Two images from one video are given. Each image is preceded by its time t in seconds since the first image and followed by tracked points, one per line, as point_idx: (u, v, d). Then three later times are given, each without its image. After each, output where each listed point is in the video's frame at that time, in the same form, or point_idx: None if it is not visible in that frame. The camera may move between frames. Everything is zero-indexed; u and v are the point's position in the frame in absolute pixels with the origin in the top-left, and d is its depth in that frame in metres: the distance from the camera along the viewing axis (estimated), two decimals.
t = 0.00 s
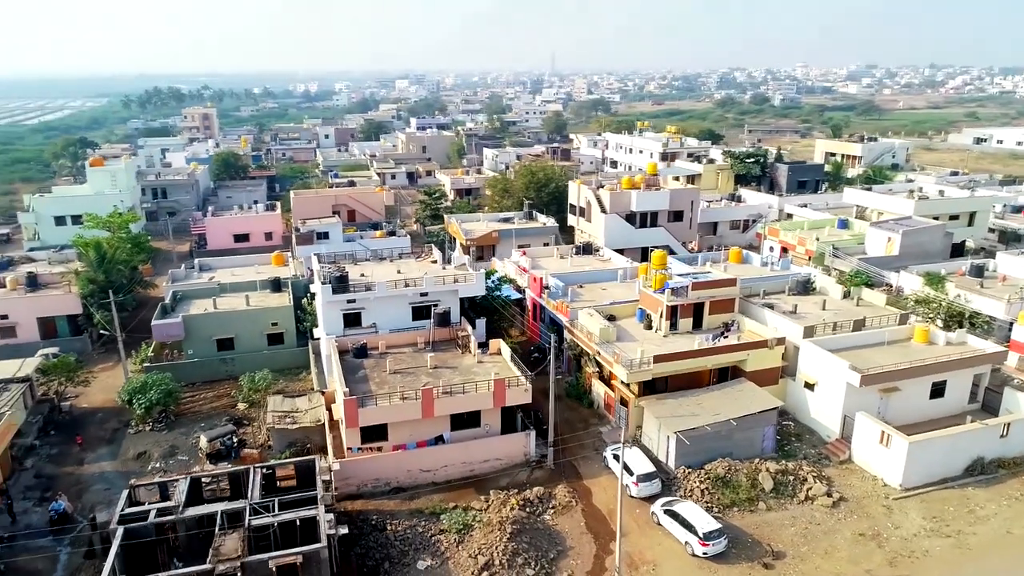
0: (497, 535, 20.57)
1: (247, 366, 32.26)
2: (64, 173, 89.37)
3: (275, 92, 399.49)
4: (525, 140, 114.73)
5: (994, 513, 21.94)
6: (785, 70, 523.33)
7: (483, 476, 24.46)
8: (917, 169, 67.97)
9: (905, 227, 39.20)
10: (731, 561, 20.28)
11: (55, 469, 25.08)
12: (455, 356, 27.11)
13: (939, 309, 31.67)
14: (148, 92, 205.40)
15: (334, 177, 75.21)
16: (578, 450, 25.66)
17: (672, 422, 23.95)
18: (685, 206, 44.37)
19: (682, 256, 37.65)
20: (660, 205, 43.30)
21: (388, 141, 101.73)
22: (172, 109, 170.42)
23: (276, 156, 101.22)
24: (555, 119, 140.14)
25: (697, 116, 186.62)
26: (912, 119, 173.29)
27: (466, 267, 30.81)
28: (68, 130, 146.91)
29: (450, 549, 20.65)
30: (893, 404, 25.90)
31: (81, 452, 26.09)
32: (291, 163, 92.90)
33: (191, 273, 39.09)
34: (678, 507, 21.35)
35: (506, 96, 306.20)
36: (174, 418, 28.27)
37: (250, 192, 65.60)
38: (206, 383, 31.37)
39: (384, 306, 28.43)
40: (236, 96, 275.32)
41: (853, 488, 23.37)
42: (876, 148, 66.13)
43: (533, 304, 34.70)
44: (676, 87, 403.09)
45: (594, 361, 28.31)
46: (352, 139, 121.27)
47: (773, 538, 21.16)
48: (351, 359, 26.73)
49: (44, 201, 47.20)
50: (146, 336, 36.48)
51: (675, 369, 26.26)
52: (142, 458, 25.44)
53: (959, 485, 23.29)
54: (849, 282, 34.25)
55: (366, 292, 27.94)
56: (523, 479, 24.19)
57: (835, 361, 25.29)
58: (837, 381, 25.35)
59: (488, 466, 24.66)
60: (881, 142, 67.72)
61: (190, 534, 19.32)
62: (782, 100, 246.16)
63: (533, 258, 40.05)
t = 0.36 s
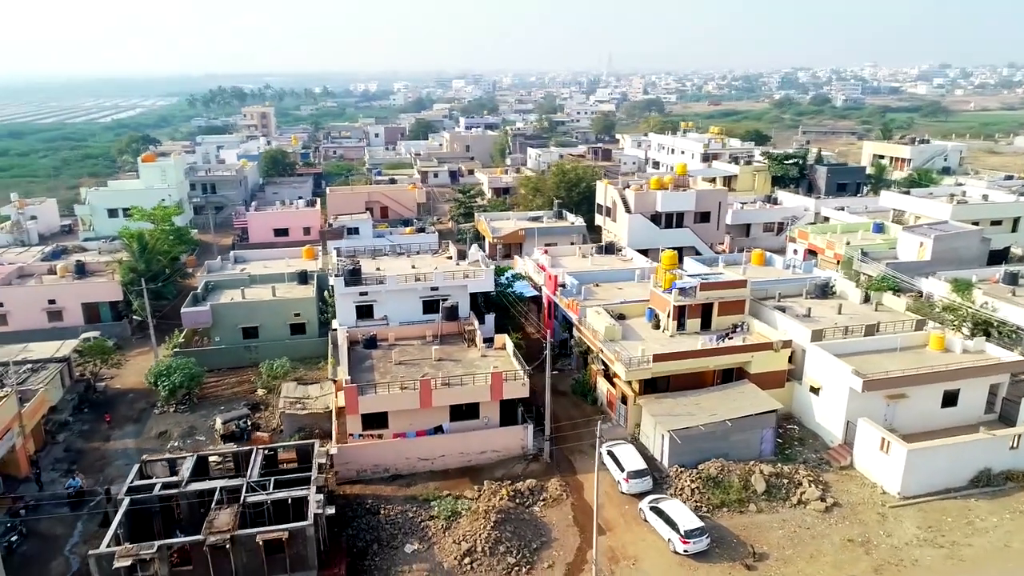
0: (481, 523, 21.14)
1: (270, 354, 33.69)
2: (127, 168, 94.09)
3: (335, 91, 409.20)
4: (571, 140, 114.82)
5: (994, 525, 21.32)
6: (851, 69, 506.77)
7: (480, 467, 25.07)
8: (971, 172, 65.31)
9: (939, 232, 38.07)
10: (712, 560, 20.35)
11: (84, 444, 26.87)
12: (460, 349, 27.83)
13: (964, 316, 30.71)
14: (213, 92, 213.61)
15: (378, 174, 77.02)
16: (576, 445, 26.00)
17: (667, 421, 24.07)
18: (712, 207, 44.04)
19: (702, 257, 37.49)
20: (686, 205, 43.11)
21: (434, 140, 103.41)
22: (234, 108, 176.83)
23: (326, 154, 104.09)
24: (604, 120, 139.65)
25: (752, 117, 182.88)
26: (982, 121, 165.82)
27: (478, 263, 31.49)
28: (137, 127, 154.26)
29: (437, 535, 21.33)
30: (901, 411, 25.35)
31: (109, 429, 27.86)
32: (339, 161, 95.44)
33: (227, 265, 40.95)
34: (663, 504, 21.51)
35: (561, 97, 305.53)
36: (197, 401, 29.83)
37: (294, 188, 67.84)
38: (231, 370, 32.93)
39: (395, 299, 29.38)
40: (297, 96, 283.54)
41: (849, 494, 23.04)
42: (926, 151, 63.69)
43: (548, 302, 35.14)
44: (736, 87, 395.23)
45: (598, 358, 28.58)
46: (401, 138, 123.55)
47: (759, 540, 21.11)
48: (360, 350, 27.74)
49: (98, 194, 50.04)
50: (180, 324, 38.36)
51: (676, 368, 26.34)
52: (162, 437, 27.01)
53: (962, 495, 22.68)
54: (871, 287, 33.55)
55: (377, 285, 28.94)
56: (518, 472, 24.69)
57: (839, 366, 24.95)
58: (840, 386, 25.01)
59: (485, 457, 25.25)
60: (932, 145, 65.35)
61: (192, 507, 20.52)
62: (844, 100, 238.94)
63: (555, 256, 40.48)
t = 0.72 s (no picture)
0: (469, 512, 21.72)
1: (294, 344, 35.05)
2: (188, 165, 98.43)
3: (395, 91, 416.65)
4: (619, 141, 114.24)
5: (994, 540, 20.66)
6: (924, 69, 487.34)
7: (479, 459, 25.66)
8: None
9: (976, 238, 36.71)
10: (694, 560, 20.40)
11: (113, 422, 28.62)
12: (467, 343, 28.46)
13: (990, 327, 29.69)
14: (276, 91, 221.00)
15: (421, 173, 78.50)
16: (575, 442, 26.30)
17: (662, 421, 24.16)
18: (741, 209, 43.53)
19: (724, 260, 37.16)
20: (713, 207, 42.73)
21: (481, 140, 104.52)
22: (293, 107, 182.25)
23: (376, 153, 106.43)
24: (655, 120, 138.34)
25: (812, 118, 178.11)
26: None
27: (491, 260, 32.06)
28: (202, 126, 160.80)
29: (427, 522, 22.02)
30: (908, 420, 24.77)
31: (138, 410, 29.59)
32: (387, 160, 97.56)
33: (262, 258, 42.68)
34: (650, 502, 21.66)
35: (617, 97, 304.09)
36: (221, 386, 31.33)
37: (339, 185, 69.80)
38: (257, 358, 34.44)
39: (408, 293, 30.23)
40: (358, 96, 290.08)
41: (846, 502, 22.68)
42: (982, 155, 60.54)
43: (564, 300, 35.43)
44: (800, 88, 385.07)
45: (605, 357, 28.77)
46: (451, 138, 125.19)
47: (745, 543, 21.03)
48: (371, 341, 28.67)
49: (150, 189, 52.80)
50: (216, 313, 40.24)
51: (678, 369, 26.36)
52: (184, 419, 28.55)
53: (964, 509, 22.05)
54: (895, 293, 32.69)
55: (390, 279, 29.84)
56: (514, 465, 25.17)
57: (844, 372, 24.56)
58: (845, 393, 24.60)
59: (485, 449, 25.82)
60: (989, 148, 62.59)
61: (197, 484, 21.73)
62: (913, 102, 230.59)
63: (578, 256, 40.75)
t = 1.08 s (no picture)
0: (458, 501, 22.32)
1: (318, 335, 36.35)
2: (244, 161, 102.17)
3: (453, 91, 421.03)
4: (669, 142, 113.03)
5: (990, 555, 20.07)
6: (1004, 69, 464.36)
7: (479, 451, 26.24)
8: None
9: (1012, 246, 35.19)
10: (675, 558, 20.49)
11: (142, 403, 30.38)
12: (475, 338, 29.08)
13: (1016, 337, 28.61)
14: (336, 91, 226.31)
15: (463, 172, 79.61)
16: (575, 439, 26.62)
17: (658, 420, 24.26)
18: (770, 212, 42.84)
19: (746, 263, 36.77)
20: (741, 209, 42.15)
21: (527, 139, 105.06)
22: (350, 106, 186.62)
23: (424, 151, 108.19)
24: (707, 121, 136.23)
25: (876, 119, 172.15)
26: None
27: (506, 258, 32.59)
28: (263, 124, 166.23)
29: (418, 509, 22.72)
30: (914, 429, 24.18)
31: (166, 393, 31.31)
32: (434, 158, 99.15)
33: (296, 252, 44.32)
34: (636, 500, 21.83)
35: (675, 98, 299.97)
36: (244, 372, 32.80)
37: (382, 183, 71.48)
38: (282, 347, 35.88)
39: (421, 288, 31.01)
40: (416, 95, 294.39)
41: (840, 509, 22.36)
42: None
43: (581, 300, 35.68)
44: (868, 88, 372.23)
45: (611, 356, 28.97)
46: (500, 137, 126.10)
47: (730, 545, 21.00)
48: (383, 334, 29.58)
49: (198, 184, 55.31)
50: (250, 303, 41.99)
51: (679, 370, 26.35)
52: (207, 402, 30.06)
53: (964, 522, 21.45)
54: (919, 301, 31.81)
55: (404, 274, 30.69)
56: (512, 459, 25.65)
57: (847, 378, 24.16)
58: (847, 400, 24.19)
59: (485, 442, 26.38)
60: None
61: (204, 463, 23.00)
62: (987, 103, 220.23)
63: (601, 256, 40.91)
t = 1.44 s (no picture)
0: (449, 492, 22.96)
1: (340, 327, 37.58)
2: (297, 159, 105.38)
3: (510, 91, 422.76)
4: (718, 143, 111.27)
5: (980, 570, 19.59)
6: None
7: (478, 445, 26.83)
8: None
9: None
10: (656, 557, 20.66)
11: (170, 387, 32.10)
12: (482, 335, 29.71)
13: None
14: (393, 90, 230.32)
15: (505, 172, 80.32)
16: (574, 437, 26.94)
17: (653, 421, 24.38)
18: (799, 215, 42.06)
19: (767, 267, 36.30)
20: (769, 212, 41.51)
21: (573, 140, 105.12)
22: (405, 105, 189.81)
23: (471, 151, 109.42)
24: (761, 122, 133.38)
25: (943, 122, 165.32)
26: None
27: (519, 257, 33.10)
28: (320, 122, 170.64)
29: (411, 498, 23.45)
30: (917, 440, 23.66)
31: (193, 378, 32.98)
32: (479, 158, 100.21)
33: (328, 248, 45.81)
34: (622, 498, 22.07)
35: (734, 99, 294.83)
36: (267, 361, 34.25)
37: (423, 181, 72.88)
38: (306, 339, 37.25)
39: (434, 285, 31.81)
40: (471, 95, 296.89)
41: (832, 517, 22.09)
42: None
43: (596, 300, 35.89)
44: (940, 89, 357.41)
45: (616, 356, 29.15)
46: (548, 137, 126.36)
47: (713, 547, 21.03)
48: (394, 328, 30.49)
49: (243, 181, 57.60)
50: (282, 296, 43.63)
51: (680, 372, 26.40)
52: (229, 388, 31.57)
53: (959, 536, 20.96)
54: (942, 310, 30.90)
55: (418, 270, 31.54)
56: (509, 454, 26.15)
57: (847, 385, 23.81)
58: (847, 407, 23.85)
59: (485, 437, 26.96)
60: None
61: (214, 444, 24.30)
62: None
63: (623, 258, 40.99)
